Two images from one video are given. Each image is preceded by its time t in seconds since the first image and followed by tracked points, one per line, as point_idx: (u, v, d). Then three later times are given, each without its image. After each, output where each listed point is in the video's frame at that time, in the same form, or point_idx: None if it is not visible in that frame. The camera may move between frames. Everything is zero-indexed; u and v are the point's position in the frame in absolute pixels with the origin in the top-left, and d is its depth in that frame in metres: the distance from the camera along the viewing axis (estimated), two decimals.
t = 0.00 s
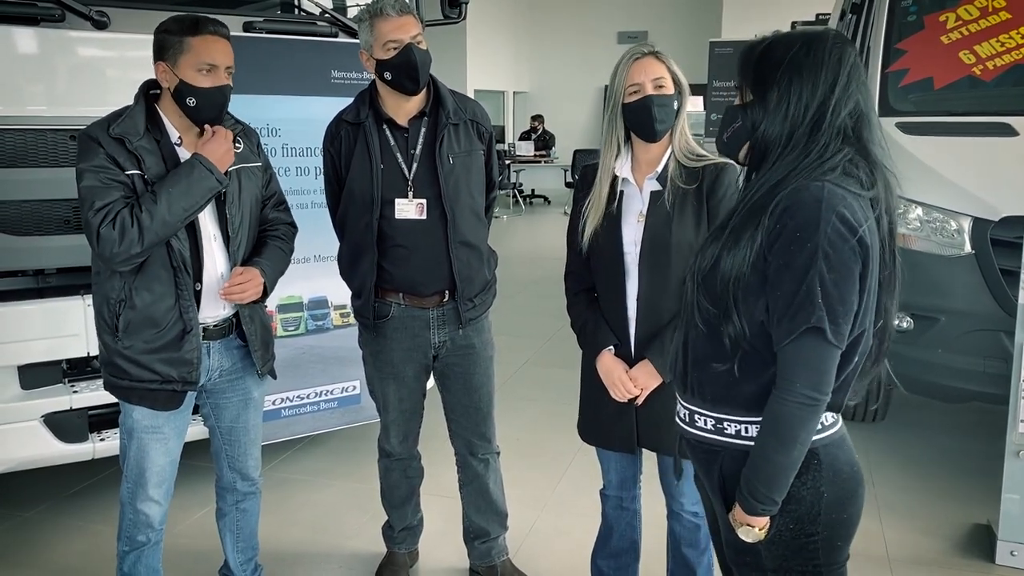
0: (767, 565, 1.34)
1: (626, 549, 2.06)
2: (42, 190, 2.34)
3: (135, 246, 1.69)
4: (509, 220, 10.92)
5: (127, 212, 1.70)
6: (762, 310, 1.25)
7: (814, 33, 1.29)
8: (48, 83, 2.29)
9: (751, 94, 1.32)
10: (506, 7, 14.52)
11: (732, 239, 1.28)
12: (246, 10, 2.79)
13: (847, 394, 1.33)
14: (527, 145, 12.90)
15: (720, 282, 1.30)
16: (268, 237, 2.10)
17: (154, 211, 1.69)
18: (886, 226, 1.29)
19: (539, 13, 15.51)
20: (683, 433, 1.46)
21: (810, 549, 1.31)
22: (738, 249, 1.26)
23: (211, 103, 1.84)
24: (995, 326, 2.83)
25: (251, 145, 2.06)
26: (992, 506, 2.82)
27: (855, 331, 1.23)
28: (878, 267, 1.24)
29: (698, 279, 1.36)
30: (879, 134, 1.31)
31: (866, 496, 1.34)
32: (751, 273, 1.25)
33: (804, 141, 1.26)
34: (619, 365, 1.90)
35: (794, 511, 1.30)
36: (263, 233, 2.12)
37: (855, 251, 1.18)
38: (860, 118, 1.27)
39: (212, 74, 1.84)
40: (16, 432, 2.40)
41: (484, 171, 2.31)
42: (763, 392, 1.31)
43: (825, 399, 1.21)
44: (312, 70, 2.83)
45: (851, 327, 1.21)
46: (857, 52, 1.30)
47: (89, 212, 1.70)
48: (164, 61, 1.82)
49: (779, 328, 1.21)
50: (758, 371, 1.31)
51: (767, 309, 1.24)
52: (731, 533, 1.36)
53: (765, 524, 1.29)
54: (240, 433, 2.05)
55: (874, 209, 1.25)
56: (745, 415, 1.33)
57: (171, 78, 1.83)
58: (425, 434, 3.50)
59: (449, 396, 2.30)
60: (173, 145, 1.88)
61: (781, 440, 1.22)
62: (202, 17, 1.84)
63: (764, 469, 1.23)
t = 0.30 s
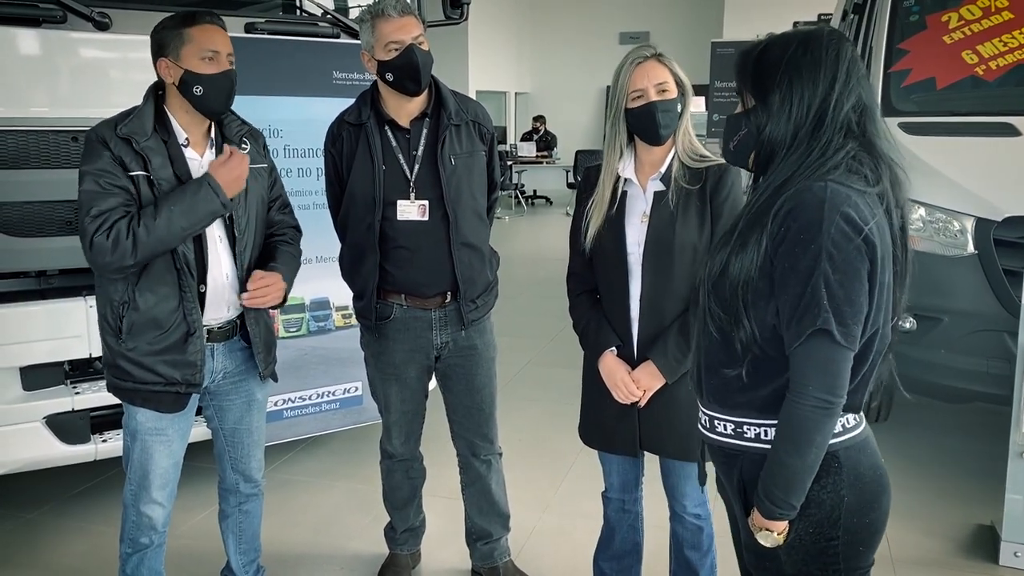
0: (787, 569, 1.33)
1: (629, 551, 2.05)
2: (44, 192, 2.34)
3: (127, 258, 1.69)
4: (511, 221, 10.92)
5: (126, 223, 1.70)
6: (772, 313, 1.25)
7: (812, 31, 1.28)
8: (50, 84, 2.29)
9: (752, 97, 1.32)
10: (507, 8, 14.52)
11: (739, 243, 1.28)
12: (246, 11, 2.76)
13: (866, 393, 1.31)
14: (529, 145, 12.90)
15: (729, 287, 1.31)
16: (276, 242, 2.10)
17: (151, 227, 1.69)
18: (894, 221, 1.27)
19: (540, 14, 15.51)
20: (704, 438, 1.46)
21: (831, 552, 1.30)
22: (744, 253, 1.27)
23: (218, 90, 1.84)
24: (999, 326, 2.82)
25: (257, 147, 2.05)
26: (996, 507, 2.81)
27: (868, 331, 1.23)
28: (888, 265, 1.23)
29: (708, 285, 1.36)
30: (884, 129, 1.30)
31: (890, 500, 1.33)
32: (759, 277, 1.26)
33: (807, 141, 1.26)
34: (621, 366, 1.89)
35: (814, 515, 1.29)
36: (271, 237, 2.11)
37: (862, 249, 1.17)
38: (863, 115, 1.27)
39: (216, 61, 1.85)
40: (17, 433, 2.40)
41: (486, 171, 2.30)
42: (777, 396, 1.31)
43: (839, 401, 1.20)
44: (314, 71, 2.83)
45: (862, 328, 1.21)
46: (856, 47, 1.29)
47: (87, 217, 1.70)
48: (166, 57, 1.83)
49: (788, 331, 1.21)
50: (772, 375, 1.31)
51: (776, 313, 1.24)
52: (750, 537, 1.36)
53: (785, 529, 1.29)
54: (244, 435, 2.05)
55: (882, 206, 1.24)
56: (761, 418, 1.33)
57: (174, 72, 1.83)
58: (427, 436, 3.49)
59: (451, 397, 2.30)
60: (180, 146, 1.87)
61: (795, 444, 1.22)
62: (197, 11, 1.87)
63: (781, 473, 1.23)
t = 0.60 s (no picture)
0: (789, 571, 1.33)
1: (632, 553, 2.05)
2: (48, 195, 2.34)
3: (94, 283, 1.70)
4: (514, 222, 10.93)
5: (115, 247, 1.71)
6: (784, 316, 1.25)
7: (832, 35, 1.29)
8: (54, 88, 2.29)
9: (770, 100, 1.33)
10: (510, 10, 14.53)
11: (752, 244, 1.28)
12: (246, 14, 2.79)
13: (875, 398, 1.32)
14: (531, 147, 12.90)
15: (740, 288, 1.31)
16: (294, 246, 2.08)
17: (124, 270, 1.69)
18: (909, 227, 1.27)
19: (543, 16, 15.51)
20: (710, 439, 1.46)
21: (834, 558, 1.30)
22: (757, 255, 1.27)
23: (226, 84, 1.86)
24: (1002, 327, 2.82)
25: (269, 151, 2.02)
26: (998, 509, 2.81)
27: (880, 336, 1.22)
28: (902, 271, 1.23)
29: (720, 286, 1.36)
30: (902, 136, 1.30)
31: (896, 508, 1.32)
32: (772, 279, 1.26)
33: (825, 144, 1.26)
34: (623, 368, 1.90)
35: (818, 519, 1.30)
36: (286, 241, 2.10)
37: (875, 254, 1.17)
38: (882, 120, 1.27)
39: (222, 57, 1.87)
40: (22, 435, 2.41)
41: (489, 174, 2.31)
42: (785, 399, 1.31)
43: (847, 406, 1.20)
44: (318, 74, 2.83)
45: (874, 334, 1.21)
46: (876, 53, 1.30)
47: (71, 224, 1.71)
48: (171, 58, 1.85)
49: (799, 334, 1.21)
50: (781, 378, 1.30)
51: (787, 315, 1.24)
52: (753, 540, 1.36)
53: (788, 533, 1.30)
54: (248, 439, 2.06)
55: (898, 211, 1.24)
56: (768, 420, 1.33)
57: (182, 72, 1.84)
58: (430, 438, 3.49)
59: (454, 400, 2.30)
60: (189, 148, 1.87)
61: (800, 447, 1.22)
62: (198, 12, 1.90)
63: (785, 476, 1.23)
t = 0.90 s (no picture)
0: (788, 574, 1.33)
1: (634, 557, 2.05)
2: (51, 200, 2.35)
3: (82, 291, 1.75)
4: (516, 226, 10.93)
5: (105, 262, 1.74)
6: (792, 319, 1.25)
7: (848, 42, 1.29)
8: (58, 93, 2.29)
9: (786, 105, 1.33)
10: (512, 13, 14.54)
11: (763, 248, 1.28)
12: (247, 18, 2.80)
13: (880, 404, 1.32)
14: (534, 150, 12.91)
15: (748, 291, 1.31)
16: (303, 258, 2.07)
17: (105, 289, 1.73)
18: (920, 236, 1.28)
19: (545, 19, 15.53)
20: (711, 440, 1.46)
21: (833, 562, 1.30)
22: (767, 259, 1.27)
23: (237, 91, 1.86)
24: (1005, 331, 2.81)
25: (281, 157, 2.02)
26: (1002, 512, 2.81)
27: (887, 343, 1.23)
28: (912, 279, 1.23)
29: (728, 289, 1.36)
30: (916, 145, 1.31)
31: (895, 512, 1.33)
32: (782, 283, 1.26)
33: (839, 150, 1.26)
34: (623, 371, 1.89)
35: (819, 523, 1.29)
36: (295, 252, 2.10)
37: (887, 261, 1.18)
38: (896, 128, 1.27)
39: (232, 63, 1.87)
40: (25, 439, 2.41)
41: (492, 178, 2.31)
42: (790, 402, 1.31)
43: (852, 412, 1.21)
44: (321, 78, 2.84)
45: (882, 340, 1.21)
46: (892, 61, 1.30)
47: (67, 227, 1.74)
48: (181, 65, 1.85)
49: (807, 338, 1.21)
50: (788, 382, 1.30)
51: (795, 319, 1.25)
52: (752, 542, 1.36)
53: (786, 535, 1.29)
54: (252, 446, 2.06)
55: (910, 219, 1.25)
56: (770, 422, 1.33)
57: (193, 79, 1.84)
58: (433, 442, 3.50)
59: (457, 404, 2.30)
60: (193, 154, 1.87)
61: (804, 451, 1.22)
62: (207, 17, 1.90)
63: (786, 479, 1.23)
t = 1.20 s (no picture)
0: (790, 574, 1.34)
1: (637, 559, 2.06)
2: (57, 204, 2.38)
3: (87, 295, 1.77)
4: (519, 230, 10.95)
5: (111, 267, 1.77)
6: (799, 325, 1.26)
7: (846, 48, 1.30)
8: (64, 99, 2.31)
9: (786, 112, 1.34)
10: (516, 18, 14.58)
11: (769, 254, 1.29)
12: (250, 24, 2.77)
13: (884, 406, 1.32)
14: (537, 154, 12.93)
15: (755, 298, 1.31)
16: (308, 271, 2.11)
17: (110, 294, 1.75)
18: (924, 241, 1.29)
19: (548, 24, 15.57)
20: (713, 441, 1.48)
21: (834, 562, 1.31)
22: (774, 266, 1.28)
23: (248, 100, 1.88)
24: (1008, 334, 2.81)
25: (294, 168, 2.04)
26: (1005, 515, 2.81)
27: (893, 347, 1.24)
28: (917, 284, 1.24)
29: (734, 295, 1.37)
30: (916, 151, 1.32)
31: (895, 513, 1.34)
32: (788, 290, 1.26)
33: (842, 157, 1.27)
34: (617, 369, 1.92)
35: (821, 524, 1.30)
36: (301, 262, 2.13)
37: (894, 267, 1.19)
38: (897, 134, 1.28)
39: (243, 72, 1.89)
40: (31, 442, 2.43)
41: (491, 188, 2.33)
42: (796, 406, 1.32)
43: (858, 416, 1.22)
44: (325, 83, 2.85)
45: (888, 345, 1.22)
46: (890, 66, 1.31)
47: (75, 230, 1.76)
48: (193, 73, 1.86)
49: (815, 343, 1.22)
50: (794, 386, 1.31)
51: (803, 325, 1.25)
52: (754, 542, 1.37)
53: (790, 536, 1.30)
54: (257, 450, 2.07)
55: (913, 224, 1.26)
56: (776, 425, 1.34)
57: (204, 87, 1.86)
58: (436, 445, 3.51)
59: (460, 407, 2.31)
60: (202, 160, 1.89)
61: (811, 454, 1.22)
62: (221, 25, 1.91)
63: (793, 483, 1.24)
